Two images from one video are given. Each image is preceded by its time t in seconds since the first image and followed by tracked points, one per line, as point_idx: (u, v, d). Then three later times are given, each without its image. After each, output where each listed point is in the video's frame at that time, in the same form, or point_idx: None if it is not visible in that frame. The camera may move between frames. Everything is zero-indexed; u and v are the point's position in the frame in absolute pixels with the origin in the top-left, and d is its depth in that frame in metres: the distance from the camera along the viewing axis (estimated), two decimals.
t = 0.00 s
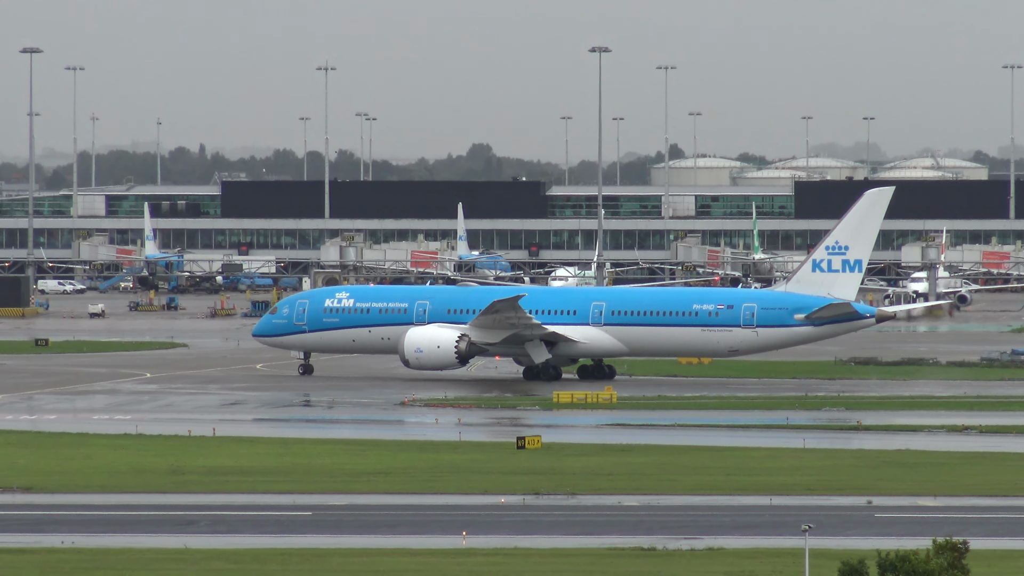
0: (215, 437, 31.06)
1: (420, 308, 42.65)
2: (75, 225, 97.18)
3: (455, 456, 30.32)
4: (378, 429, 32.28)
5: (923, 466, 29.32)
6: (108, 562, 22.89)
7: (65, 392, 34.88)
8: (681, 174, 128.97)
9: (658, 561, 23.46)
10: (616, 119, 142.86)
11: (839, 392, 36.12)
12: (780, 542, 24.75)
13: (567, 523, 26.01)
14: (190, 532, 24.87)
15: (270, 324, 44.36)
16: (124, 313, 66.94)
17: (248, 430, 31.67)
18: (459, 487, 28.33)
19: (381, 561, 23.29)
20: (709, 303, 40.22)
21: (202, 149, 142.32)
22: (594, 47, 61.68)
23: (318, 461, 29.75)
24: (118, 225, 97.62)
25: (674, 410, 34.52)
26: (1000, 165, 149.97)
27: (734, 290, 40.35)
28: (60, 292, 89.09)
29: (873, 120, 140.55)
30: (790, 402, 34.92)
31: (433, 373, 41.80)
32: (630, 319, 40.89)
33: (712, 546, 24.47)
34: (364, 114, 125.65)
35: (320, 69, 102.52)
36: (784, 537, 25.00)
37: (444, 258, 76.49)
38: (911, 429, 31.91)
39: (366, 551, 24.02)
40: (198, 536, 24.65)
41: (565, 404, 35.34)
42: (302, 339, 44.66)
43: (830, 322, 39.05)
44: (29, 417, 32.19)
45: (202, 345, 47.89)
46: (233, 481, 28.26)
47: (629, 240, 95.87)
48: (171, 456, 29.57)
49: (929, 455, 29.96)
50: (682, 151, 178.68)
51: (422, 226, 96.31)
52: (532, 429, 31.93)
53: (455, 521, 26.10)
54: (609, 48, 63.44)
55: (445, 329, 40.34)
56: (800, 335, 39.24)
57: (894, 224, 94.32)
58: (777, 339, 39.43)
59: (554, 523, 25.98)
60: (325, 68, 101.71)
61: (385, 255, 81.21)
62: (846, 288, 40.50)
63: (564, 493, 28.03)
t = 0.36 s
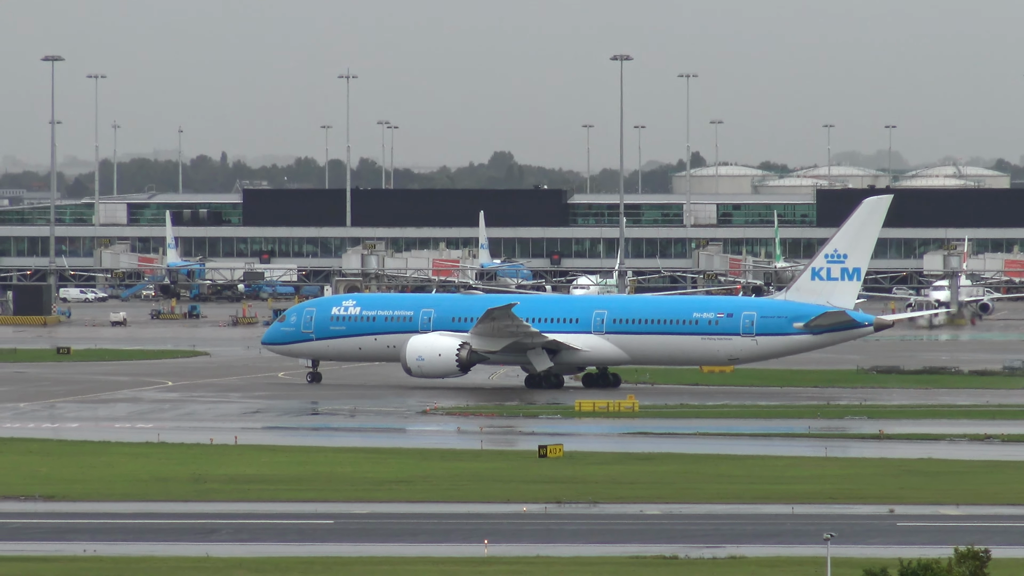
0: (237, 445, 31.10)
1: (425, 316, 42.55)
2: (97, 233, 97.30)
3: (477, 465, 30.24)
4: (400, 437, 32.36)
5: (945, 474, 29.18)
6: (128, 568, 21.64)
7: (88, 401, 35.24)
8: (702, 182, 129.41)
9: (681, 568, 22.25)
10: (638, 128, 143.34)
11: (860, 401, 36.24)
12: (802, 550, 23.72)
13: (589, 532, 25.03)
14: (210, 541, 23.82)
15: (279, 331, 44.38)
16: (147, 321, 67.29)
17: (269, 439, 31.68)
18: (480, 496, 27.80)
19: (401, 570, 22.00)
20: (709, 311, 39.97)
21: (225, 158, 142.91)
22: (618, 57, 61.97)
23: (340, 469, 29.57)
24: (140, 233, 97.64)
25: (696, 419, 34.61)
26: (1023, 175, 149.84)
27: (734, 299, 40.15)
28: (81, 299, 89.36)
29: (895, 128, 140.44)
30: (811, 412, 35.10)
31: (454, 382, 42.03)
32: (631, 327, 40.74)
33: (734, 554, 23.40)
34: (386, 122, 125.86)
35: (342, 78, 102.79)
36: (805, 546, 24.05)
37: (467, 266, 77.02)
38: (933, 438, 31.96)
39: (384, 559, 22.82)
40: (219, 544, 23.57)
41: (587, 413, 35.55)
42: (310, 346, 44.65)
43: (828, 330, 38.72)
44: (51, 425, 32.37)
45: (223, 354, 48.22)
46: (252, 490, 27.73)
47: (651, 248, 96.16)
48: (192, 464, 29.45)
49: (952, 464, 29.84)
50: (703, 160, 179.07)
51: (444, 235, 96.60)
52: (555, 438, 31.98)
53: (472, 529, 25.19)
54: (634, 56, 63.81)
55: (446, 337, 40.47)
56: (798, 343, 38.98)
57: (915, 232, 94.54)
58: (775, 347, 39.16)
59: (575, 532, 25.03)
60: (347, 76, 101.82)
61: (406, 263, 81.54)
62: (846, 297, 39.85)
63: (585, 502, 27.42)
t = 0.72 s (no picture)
0: (255, 451, 31.18)
1: (427, 323, 42.51)
2: (116, 240, 97.68)
3: (495, 471, 30.24)
4: (417, 444, 32.41)
5: (965, 480, 28.99)
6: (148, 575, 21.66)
7: (106, 408, 35.40)
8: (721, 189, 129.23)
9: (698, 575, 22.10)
10: (657, 134, 143.72)
11: (879, 408, 36.12)
12: (820, 557, 23.59)
13: (608, 539, 24.96)
14: (231, 547, 23.88)
15: (284, 338, 44.48)
16: (165, 328, 67.52)
17: (287, 446, 31.75)
18: (498, 502, 27.77)
19: None
20: (705, 317, 39.81)
21: (243, 164, 143.20)
22: (636, 64, 62.12)
23: (359, 476, 29.59)
24: (158, 240, 97.66)
25: (714, 426, 34.53)
26: None
27: (732, 305, 39.94)
28: (100, 306, 89.65)
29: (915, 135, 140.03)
30: (830, 418, 34.99)
31: (472, 389, 42.11)
32: (629, 333, 40.62)
33: (752, 561, 23.29)
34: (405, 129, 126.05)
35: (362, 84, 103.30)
36: (824, 552, 23.96)
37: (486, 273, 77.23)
38: (952, 444, 31.80)
39: (404, 566, 22.79)
40: (240, 551, 23.60)
41: (605, 419, 35.52)
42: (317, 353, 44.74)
43: (823, 337, 38.43)
44: (69, 431, 32.51)
45: (240, 361, 48.34)
46: (272, 496, 27.80)
47: (669, 255, 96.06)
48: (211, 471, 29.52)
49: (971, 471, 29.64)
50: (721, 166, 178.82)
51: (463, 241, 96.71)
52: (572, 444, 31.94)
53: (491, 535, 25.20)
54: (652, 63, 63.91)
55: (444, 344, 40.46)
56: (793, 350, 38.70)
57: (934, 238, 94.26)
58: (772, 353, 38.97)
59: (594, 538, 24.97)
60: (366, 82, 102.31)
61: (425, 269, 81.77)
62: (842, 303, 39.73)
63: (603, 508, 27.38)
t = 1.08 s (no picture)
0: (267, 454, 31.23)
1: (424, 324, 42.54)
2: (129, 242, 97.95)
3: (507, 474, 30.21)
4: (429, 446, 32.42)
5: (979, 483, 28.84)
6: None
7: (119, 410, 35.50)
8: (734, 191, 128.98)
9: None
10: (670, 138, 143.59)
11: (893, 410, 35.99)
12: (833, 560, 23.50)
13: (621, 542, 24.93)
14: (244, 550, 23.93)
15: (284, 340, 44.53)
16: (178, 331, 67.66)
17: (300, 449, 31.80)
18: (511, 505, 27.75)
19: None
20: (696, 319, 39.68)
21: (255, 166, 143.36)
22: (649, 66, 62.18)
23: (371, 478, 29.59)
24: (171, 242, 97.89)
25: (728, 428, 34.45)
26: None
27: (722, 307, 39.79)
28: (113, 308, 89.98)
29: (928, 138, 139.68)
30: (844, 420, 34.88)
31: (483, 391, 42.13)
32: (621, 335, 40.56)
33: (766, 564, 23.24)
34: (418, 132, 126.15)
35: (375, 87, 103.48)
36: (837, 554, 23.89)
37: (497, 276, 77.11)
38: (966, 446, 31.67)
39: (416, 568, 22.79)
40: (252, 553, 23.65)
41: (619, 422, 35.47)
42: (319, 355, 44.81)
43: (813, 338, 38.26)
44: (82, 434, 32.62)
45: (253, 363, 48.43)
46: (284, 499, 27.84)
47: (682, 257, 95.92)
48: (224, 473, 29.58)
49: (985, 473, 29.49)
50: (734, 168, 178.57)
51: (476, 244, 96.70)
52: (585, 446, 31.89)
53: (504, 538, 25.20)
54: (664, 65, 63.96)
55: (436, 346, 40.52)
56: (783, 351, 38.54)
57: (948, 240, 93.97)
58: (761, 356, 38.82)
59: (607, 541, 24.94)
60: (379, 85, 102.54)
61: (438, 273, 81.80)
62: (832, 305, 39.54)
63: (616, 511, 27.33)
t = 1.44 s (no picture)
0: (277, 453, 31.31)
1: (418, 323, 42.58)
2: (139, 241, 98.07)
3: (516, 473, 30.23)
4: (437, 445, 32.47)
5: (988, 482, 28.80)
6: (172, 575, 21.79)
7: (128, 410, 35.58)
8: (744, 190, 128.83)
9: None
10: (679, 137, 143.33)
11: (902, 410, 35.95)
12: (844, 559, 23.49)
13: (631, 540, 24.94)
14: (255, 548, 23.98)
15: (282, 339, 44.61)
16: (188, 330, 67.73)
17: (310, 447, 31.87)
18: (520, 504, 27.77)
19: None
20: (684, 319, 39.70)
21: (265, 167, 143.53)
22: (658, 66, 62.20)
23: (380, 477, 29.64)
24: (181, 241, 98.05)
25: (738, 427, 34.46)
26: None
27: (710, 306, 39.77)
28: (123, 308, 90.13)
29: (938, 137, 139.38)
30: (853, 419, 34.86)
31: (492, 390, 42.18)
32: (611, 334, 40.59)
33: (775, 563, 23.24)
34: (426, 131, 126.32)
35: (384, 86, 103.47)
36: (847, 553, 23.89)
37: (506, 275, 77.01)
38: (975, 445, 31.64)
39: (425, 567, 22.83)
40: (262, 552, 23.70)
41: (628, 421, 35.50)
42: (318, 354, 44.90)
43: (799, 337, 38.25)
44: (91, 433, 32.71)
45: (261, 363, 48.52)
46: (294, 498, 27.89)
47: (692, 256, 95.90)
48: (234, 472, 29.63)
49: (994, 472, 29.46)
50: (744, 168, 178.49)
51: (486, 243, 96.66)
52: (594, 445, 31.90)
53: (513, 536, 25.24)
54: (673, 65, 63.91)
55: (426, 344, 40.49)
56: (770, 350, 38.54)
57: (957, 239, 93.84)
58: (748, 354, 38.82)
59: (616, 540, 24.95)
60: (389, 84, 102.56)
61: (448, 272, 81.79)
62: (818, 303, 39.55)
63: (626, 509, 27.34)
